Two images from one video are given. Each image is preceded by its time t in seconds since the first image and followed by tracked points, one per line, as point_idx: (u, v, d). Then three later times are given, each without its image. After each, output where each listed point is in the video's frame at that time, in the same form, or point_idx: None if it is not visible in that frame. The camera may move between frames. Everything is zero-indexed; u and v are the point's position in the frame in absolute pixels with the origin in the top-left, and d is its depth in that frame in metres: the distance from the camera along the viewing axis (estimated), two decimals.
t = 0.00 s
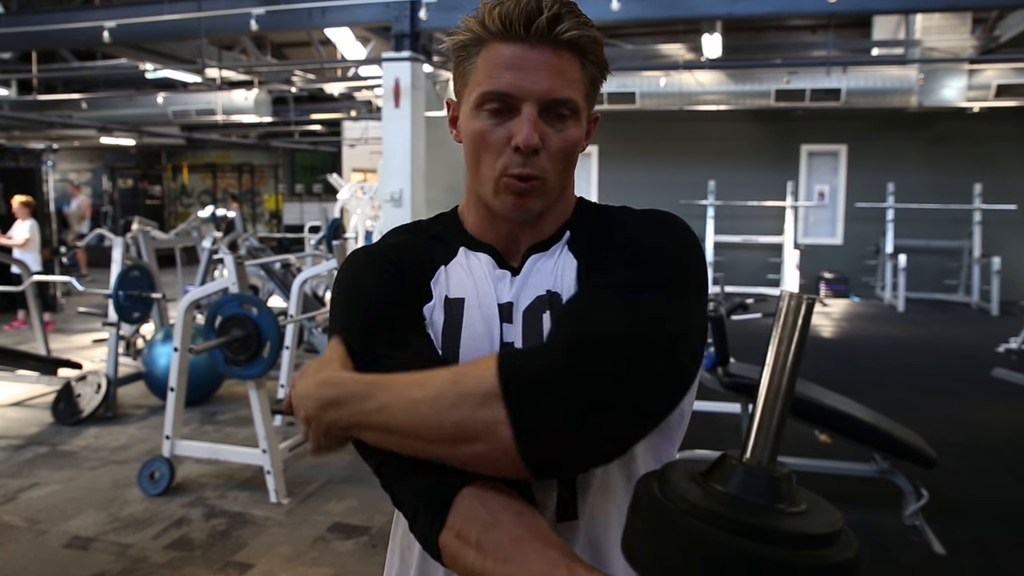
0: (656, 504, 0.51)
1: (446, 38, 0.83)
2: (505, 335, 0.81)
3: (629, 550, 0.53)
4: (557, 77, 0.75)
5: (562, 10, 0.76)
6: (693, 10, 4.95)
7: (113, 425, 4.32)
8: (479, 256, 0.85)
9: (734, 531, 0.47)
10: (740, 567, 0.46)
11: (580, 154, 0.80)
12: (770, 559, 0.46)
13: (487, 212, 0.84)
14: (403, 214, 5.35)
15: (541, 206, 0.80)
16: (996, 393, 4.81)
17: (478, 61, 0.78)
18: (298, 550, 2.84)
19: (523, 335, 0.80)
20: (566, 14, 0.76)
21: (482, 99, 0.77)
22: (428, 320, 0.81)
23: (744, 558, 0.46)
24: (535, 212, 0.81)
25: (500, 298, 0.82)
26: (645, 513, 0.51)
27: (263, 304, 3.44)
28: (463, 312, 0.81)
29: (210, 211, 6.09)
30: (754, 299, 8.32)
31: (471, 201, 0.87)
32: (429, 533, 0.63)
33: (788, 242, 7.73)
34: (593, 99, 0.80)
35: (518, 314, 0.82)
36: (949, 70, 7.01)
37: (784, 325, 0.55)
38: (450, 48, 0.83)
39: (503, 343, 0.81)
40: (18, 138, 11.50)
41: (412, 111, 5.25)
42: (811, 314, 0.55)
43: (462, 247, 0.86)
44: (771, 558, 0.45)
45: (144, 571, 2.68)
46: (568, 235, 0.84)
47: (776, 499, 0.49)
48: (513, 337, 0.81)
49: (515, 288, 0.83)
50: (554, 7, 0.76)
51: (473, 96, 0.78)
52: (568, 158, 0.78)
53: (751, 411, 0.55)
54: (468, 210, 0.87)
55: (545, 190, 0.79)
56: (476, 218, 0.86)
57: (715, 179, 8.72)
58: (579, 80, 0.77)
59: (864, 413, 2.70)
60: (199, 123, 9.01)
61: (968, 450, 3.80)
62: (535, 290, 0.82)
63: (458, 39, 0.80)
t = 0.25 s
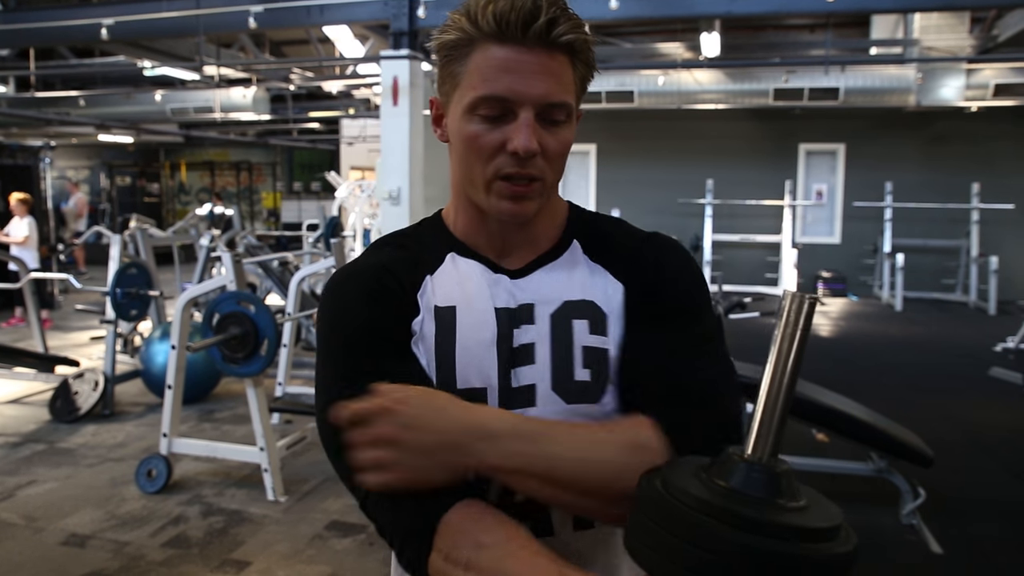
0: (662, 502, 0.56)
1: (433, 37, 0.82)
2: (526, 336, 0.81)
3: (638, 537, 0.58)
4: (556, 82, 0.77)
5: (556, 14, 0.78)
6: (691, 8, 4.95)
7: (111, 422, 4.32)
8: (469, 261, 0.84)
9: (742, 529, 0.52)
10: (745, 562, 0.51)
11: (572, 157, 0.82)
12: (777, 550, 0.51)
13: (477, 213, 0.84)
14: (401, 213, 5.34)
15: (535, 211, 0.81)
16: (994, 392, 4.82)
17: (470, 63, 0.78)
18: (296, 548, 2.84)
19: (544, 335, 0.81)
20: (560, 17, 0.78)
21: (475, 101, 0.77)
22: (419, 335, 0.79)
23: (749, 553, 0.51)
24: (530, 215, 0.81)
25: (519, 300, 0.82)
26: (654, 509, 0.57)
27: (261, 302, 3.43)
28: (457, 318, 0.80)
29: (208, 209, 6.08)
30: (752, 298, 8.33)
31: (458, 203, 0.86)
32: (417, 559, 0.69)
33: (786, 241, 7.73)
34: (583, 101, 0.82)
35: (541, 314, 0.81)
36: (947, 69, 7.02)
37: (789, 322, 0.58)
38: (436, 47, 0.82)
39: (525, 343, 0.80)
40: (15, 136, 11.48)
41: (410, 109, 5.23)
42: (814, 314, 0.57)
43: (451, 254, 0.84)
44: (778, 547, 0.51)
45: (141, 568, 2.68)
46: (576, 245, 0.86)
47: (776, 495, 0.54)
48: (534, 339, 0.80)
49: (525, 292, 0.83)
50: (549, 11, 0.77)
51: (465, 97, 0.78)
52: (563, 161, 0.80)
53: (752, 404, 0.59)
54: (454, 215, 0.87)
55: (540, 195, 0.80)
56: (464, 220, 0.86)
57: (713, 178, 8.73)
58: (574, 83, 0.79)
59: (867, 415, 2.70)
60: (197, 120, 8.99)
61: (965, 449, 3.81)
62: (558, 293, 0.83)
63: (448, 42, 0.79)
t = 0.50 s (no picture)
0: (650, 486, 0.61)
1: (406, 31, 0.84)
2: (546, 345, 0.80)
3: (629, 520, 0.62)
4: (527, 64, 0.77)
5: None
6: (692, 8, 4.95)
7: (110, 421, 4.32)
8: (469, 274, 0.83)
9: (727, 509, 0.57)
10: (728, 538, 0.56)
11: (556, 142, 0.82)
12: (758, 529, 0.55)
13: (468, 212, 0.85)
14: (401, 212, 5.35)
15: (524, 201, 0.81)
16: (994, 392, 4.81)
17: (441, 51, 0.79)
18: (295, 547, 2.84)
19: (569, 342, 0.80)
20: None
21: (449, 93, 0.78)
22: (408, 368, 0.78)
23: (731, 529, 0.56)
24: (519, 205, 0.81)
25: (537, 309, 0.81)
26: (643, 493, 0.61)
27: (261, 301, 3.43)
28: (460, 334, 0.78)
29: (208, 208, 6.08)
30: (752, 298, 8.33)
31: (450, 207, 0.87)
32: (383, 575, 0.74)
33: (786, 241, 7.73)
34: (563, 82, 0.83)
35: (561, 323, 0.81)
36: (947, 69, 7.02)
37: (767, 316, 0.64)
38: (409, 43, 0.83)
39: (548, 352, 0.79)
40: (15, 134, 11.48)
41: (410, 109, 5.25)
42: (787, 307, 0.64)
43: (449, 262, 0.84)
44: (759, 525, 0.55)
45: (142, 567, 2.68)
46: (584, 249, 0.88)
47: (756, 477, 0.59)
48: (557, 347, 0.80)
49: (537, 302, 0.82)
50: None
51: (440, 91, 0.79)
52: (545, 145, 0.80)
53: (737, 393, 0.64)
54: (446, 218, 0.88)
55: (526, 182, 0.80)
56: (458, 222, 0.87)
57: (713, 178, 8.72)
58: (548, 65, 0.79)
59: (867, 414, 2.69)
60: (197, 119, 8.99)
61: (965, 448, 3.81)
62: (577, 299, 0.84)
63: (418, 36, 0.81)
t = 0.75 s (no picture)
0: (642, 463, 0.67)
1: (418, 26, 0.87)
2: (556, 352, 0.81)
3: (624, 494, 0.69)
4: (534, 55, 0.80)
5: None
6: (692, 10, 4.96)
7: (108, 417, 4.32)
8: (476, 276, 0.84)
9: (716, 478, 0.64)
10: (718, 505, 0.63)
11: (568, 134, 0.84)
12: (745, 493, 0.63)
13: (481, 208, 0.87)
14: (401, 211, 5.36)
15: (534, 192, 0.83)
16: (991, 395, 4.83)
17: (450, 42, 0.82)
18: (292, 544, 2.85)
19: (577, 352, 0.82)
20: None
21: (458, 86, 0.81)
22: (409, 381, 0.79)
23: (721, 496, 0.63)
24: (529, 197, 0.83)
25: (547, 316, 0.83)
26: (635, 470, 0.68)
27: (261, 298, 3.42)
28: (469, 342, 0.80)
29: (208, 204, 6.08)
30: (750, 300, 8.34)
31: (459, 204, 0.89)
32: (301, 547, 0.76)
33: (784, 244, 7.74)
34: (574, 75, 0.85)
35: (570, 331, 0.83)
36: (947, 73, 7.03)
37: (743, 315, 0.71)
38: (421, 36, 0.86)
39: (557, 359, 0.81)
40: (15, 129, 11.47)
41: (411, 108, 5.26)
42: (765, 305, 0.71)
43: (456, 259, 0.85)
44: (742, 490, 0.63)
45: (139, 563, 2.69)
46: (594, 251, 0.89)
47: (738, 453, 0.67)
48: (567, 355, 0.82)
49: (546, 308, 0.84)
50: None
51: (449, 83, 0.82)
52: (556, 137, 0.82)
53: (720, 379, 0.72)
54: (455, 212, 0.89)
55: (537, 174, 0.82)
56: (469, 219, 0.88)
57: (713, 179, 8.74)
58: (558, 56, 0.81)
59: (865, 416, 2.70)
60: (198, 116, 8.99)
61: (960, 451, 3.83)
62: (585, 305, 0.85)
63: (428, 29, 0.84)
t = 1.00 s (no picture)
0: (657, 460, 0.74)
1: (423, 26, 0.90)
2: (550, 364, 0.83)
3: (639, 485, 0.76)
4: (532, 54, 0.81)
5: None
6: (687, 10, 4.98)
7: (107, 419, 4.32)
8: (477, 279, 0.87)
9: (729, 473, 0.71)
10: (734, 496, 0.71)
11: (570, 135, 0.85)
12: (755, 486, 0.71)
13: (483, 211, 0.88)
14: (398, 211, 5.38)
15: (532, 194, 0.84)
16: (986, 392, 4.86)
17: (451, 41, 0.84)
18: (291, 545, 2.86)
19: (571, 361, 0.84)
20: None
21: (456, 85, 0.83)
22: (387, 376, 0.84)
23: (737, 489, 0.71)
24: (528, 199, 0.84)
25: (544, 326, 0.85)
26: (651, 464, 0.74)
27: (258, 300, 3.43)
28: (463, 349, 0.83)
29: (205, 206, 6.08)
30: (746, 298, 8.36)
31: (463, 204, 0.91)
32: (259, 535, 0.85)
33: (780, 242, 7.77)
34: (578, 74, 0.86)
35: (567, 342, 0.85)
36: (940, 71, 7.06)
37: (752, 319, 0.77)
38: (426, 36, 0.89)
39: (551, 370, 0.83)
40: (12, 132, 11.46)
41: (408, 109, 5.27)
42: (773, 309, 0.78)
43: (457, 261, 0.88)
44: (756, 484, 0.71)
45: (138, 565, 2.70)
46: (599, 255, 0.90)
47: (748, 449, 0.74)
48: (561, 366, 0.83)
49: (543, 318, 0.85)
50: None
51: (449, 82, 0.84)
52: (554, 137, 0.83)
53: (728, 379, 0.78)
54: (458, 211, 0.91)
55: (534, 175, 0.83)
56: (472, 220, 0.90)
57: (709, 178, 8.76)
58: (558, 54, 0.83)
59: (860, 413, 2.73)
60: (195, 118, 8.99)
61: (956, 448, 3.85)
62: (585, 314, 0.86)
63: (430, 28, 0.86)
